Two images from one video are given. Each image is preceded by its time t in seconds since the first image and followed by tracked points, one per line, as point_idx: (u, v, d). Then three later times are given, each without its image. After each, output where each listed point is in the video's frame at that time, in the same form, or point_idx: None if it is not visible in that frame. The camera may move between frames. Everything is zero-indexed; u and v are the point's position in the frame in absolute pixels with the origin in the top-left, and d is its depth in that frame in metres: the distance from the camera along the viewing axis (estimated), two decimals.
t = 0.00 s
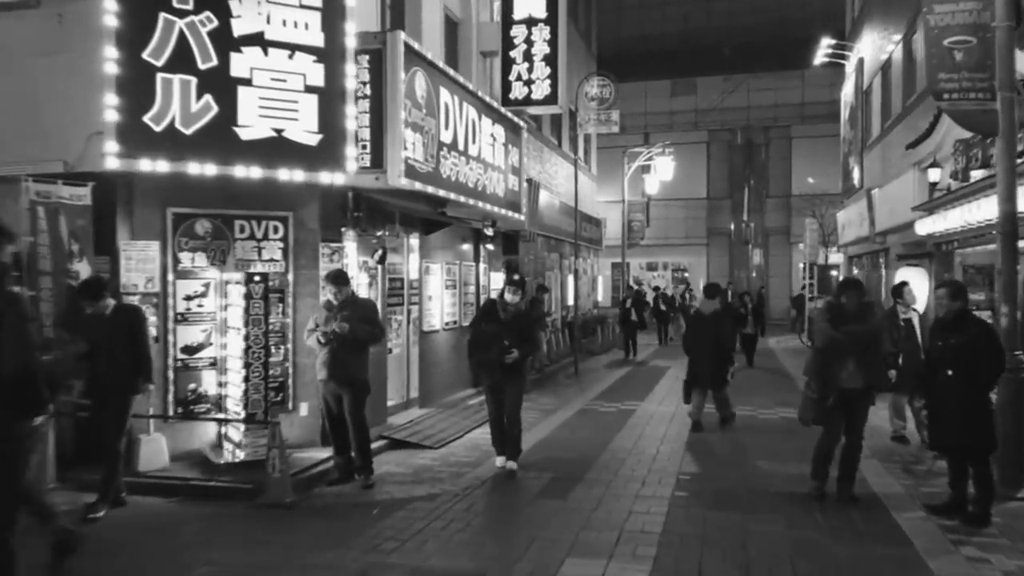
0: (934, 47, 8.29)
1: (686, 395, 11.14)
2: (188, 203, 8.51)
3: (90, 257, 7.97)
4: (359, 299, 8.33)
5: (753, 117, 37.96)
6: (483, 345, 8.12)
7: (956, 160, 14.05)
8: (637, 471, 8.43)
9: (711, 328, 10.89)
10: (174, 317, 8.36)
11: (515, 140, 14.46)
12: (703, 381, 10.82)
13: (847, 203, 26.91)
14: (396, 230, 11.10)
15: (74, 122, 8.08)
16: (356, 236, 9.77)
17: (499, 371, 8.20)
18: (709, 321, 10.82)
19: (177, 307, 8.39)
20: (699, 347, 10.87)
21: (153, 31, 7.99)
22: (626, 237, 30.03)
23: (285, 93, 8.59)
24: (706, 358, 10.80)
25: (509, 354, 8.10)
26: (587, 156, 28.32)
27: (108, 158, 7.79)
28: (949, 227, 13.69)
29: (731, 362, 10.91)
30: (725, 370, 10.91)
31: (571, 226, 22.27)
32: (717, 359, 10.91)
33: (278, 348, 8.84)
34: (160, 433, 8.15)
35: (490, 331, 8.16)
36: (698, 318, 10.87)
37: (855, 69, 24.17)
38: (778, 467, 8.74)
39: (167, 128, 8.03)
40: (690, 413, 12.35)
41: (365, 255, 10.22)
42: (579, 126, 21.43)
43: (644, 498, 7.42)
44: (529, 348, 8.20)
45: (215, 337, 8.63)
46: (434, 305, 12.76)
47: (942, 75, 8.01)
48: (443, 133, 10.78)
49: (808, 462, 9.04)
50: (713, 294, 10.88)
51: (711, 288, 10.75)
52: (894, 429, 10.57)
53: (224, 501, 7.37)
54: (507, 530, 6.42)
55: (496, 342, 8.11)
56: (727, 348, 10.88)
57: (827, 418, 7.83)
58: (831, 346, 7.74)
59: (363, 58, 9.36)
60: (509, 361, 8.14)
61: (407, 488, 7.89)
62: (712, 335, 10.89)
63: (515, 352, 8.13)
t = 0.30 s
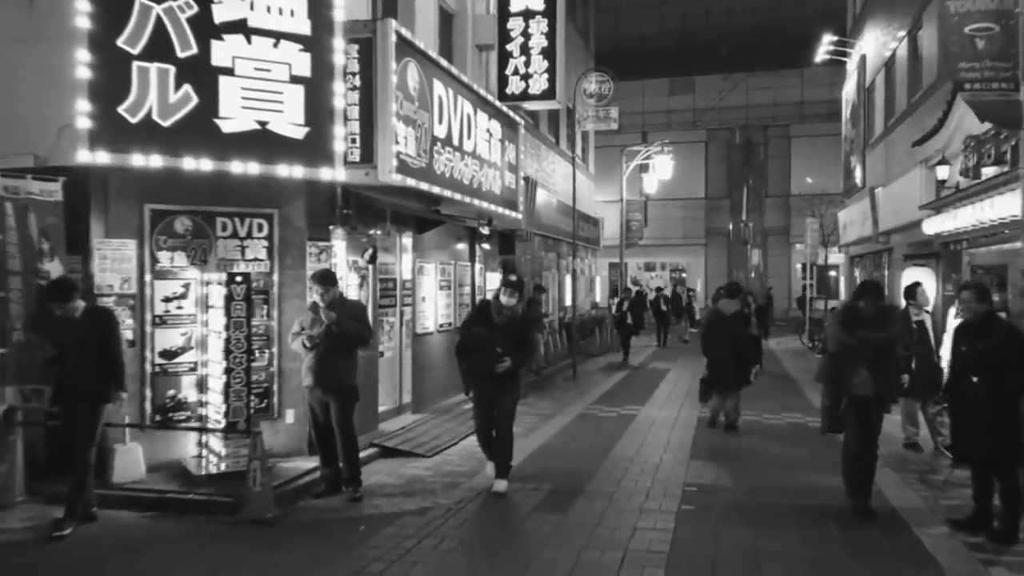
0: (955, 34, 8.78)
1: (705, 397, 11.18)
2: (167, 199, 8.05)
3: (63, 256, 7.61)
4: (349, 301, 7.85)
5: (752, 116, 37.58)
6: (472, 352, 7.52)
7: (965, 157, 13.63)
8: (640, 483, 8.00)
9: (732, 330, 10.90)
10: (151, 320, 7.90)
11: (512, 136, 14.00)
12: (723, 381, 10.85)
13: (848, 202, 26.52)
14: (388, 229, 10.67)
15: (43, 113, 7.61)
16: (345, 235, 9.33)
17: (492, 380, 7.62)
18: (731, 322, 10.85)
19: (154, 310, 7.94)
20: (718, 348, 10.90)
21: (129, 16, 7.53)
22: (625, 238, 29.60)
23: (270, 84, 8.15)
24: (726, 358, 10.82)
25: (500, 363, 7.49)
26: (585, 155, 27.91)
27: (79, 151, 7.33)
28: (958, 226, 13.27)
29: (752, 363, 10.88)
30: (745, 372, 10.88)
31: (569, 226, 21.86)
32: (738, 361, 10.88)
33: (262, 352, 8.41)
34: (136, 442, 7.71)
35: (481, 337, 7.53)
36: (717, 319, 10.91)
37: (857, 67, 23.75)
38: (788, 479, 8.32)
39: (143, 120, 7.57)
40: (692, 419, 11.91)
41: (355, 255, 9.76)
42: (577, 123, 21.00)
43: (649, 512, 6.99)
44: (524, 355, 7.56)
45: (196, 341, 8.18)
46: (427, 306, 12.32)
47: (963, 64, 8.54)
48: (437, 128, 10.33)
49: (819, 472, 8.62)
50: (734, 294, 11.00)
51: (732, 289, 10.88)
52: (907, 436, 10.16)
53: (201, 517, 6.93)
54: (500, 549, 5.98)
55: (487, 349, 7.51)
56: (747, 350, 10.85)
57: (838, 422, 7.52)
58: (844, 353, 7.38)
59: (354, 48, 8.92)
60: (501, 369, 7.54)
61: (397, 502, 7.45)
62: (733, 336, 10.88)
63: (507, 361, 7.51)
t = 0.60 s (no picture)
0: (977, 19, 8.51)
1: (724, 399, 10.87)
2: (142, 194, 7.59)
3: (30, 255, 6.96)
4: (336, 301, 7.37)
5: (751, 115, 37.15)
6: (454, 359, 6.81)
7: (975, 153, 13.23)
8: (644, 494, 7.55)
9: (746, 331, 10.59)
10: (125, 322, 7.45)
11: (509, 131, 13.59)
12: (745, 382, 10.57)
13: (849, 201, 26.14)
14: (378, 227, 10.24)
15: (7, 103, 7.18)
16: (332, 231, 8.89)
17: (476, 389, 6.92)
18: (746, 322, 10.55)
19: (128, 311, 7.49)
20: (735, 349, 10.62)
21: None
22: (623, 237, 29.15)
23: (252, 73, 7.70)
24: (744, 360, 10.53)
25: (484, 371, 6.79)
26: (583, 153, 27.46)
27: (46, 143, 6.84)
28: (965, 225, 12.88)
29: (770, 361, 10.64)
30: (764, 370, 10.65)
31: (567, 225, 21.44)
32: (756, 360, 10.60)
33: (243, 356, 7.98)
34: (108, 453, 7.24)
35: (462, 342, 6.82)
36: (731, 320, 10.62)
37: (859, 63, 23.36)
38: (799, 489, 7.89)
39: (116, 110, 7.12)
40: (695, 425, 11.49)
41: (343, 253, 9.30)
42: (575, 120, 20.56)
43: (654, 527, 6.55)
44: (510, 361, 6.88)
45: (173, 344, 7.74)
46: (420, 307, 11.87)
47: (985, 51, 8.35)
48: (429, 121, 9.90)
49: (831, 481, 8.18)
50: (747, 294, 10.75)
51: (746, 288, 10.60)
52: (919, 442, 9.76)
53: (175, 534, 6.46)
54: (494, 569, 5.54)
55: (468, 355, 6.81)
56: (766, 348, 10.59)
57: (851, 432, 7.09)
58: (858, 358, 6.96)
59: (341, 35, 8.44)
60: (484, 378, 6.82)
61: (385, 515, 7.01)
62: (749, 335, 10.55)
63: (493, 367, 6.81)
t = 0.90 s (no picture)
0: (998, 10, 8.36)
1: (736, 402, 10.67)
2: (116, 189, 7.14)
3: None
4: (318, 305, 6.97)
5: (750, 113, 36.73)
6: (429, 372, 5.98)
7: (987, 149, 12.82)
8: (649, 508, 7.13)
9: (761, 333, 10.40)
10: (98, 325, 7.03)
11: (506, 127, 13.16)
12: (758, 386, 10.33)
13: (851, 200, 25.76)
14: (370, 226, 9.83)
15: None
16: (319, 229, 8.46)
17: (456, 403, 6.12)
18: (760, 324, 10.35)
19: (101, 313, 7.06)
20: (749, 352, 10.43)
21: None
22: (621, 238, 28.74)
23: (234, 61, 7.26)
24: (758, 363, 10.34)
25: (462, 385, 5.95)
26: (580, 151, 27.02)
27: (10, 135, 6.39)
28: (976, 224, 12.46)
29: (783, 365, 10.43)
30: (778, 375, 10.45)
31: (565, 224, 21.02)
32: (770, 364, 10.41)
33: (224, 362, 7.56)
34: (79, 464, 6.81)
35: (437, 350, 6.00)
36: (746, 321, 10.42)
37: (862, 60, 22.96)
38: (812, 502, 7.47)
39: (88, 100, 6.67)
40: (699, 431, 11.07)
41: (331, 252, 8.86)
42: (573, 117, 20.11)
43: (660, 546, 6.12)
44: (493, 372, 6.04)
45: (149, 349, 7.33)
46: (413, 308, 11.44)
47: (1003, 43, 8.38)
48: (423, 114, 9.48)
49: (846, 493, 7.76)
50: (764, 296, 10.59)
51: (761, 289, 10.42)
52: (933, 450, 9.36)
53: (148, 554, 6.02)
54: None
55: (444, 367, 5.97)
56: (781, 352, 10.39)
57: (869, 444, 6.66)
58: (879, 364, 6.52)
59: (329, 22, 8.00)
60: (463, 392, 5.97)
61: (374, 531, 6.58)
62: (763, 337, 10.37)
63: (473, 380, 5.99)
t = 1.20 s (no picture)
0: None
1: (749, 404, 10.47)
2: (84, 182, 6.67)
3: None
4: (303, 305, 6.50)
5: (749, 112, 36.23)
6: (406, 383, 5.11)
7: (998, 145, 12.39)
8: (654, 522, 6.69)
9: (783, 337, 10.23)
10: (65, 328, 6.58)
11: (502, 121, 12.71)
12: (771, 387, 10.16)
13: (854, 198, 25.35)
14: (359, 223, 9.40)
15: None
16: (305, 226, 7.99)
17: (438, 420, 5.25)
18: (783, 327, 10.18)
19: (69, 315, 6.61)
20: (766, 351, 10.21)
21: None
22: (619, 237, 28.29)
23: (211, 46, 6.80)
24: (776, 367, 10.14)
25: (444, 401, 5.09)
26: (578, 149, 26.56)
27: None
28: (987, 222, 12.03)
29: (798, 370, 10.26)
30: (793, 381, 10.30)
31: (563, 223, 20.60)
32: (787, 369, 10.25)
33: (202, 366, 7.13)
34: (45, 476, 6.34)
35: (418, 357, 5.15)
36: (766, 322, 10.22)
37: (865, 56, 22.54)
38: (826, 515, 7.03)
39: (53, 86, 6.20)
40: (703, 436, 10.63)
41: (317, 251, 8.41)
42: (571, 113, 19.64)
43: (667, 566, 5.68)
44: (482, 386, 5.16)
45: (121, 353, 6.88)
46: (405, 309, 11.00)
47: None
48: (415, 106, 9.03)
49: (860, 505, 7.34)
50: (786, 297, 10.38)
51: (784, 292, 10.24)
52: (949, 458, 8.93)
53: None
54: None
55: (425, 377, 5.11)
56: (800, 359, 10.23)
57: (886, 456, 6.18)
58: (895, 370, 6.05)
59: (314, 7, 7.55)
60: (445, 407, 5.11)
61: (358, 550, 6.12)
62: (780, 340, 10.17)
63: (459, 394, 5.11)
